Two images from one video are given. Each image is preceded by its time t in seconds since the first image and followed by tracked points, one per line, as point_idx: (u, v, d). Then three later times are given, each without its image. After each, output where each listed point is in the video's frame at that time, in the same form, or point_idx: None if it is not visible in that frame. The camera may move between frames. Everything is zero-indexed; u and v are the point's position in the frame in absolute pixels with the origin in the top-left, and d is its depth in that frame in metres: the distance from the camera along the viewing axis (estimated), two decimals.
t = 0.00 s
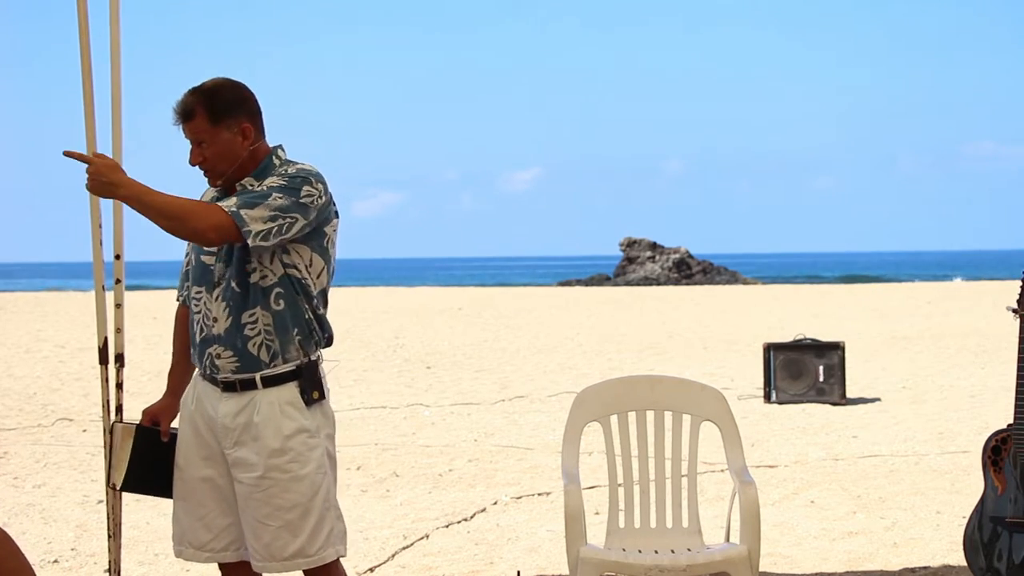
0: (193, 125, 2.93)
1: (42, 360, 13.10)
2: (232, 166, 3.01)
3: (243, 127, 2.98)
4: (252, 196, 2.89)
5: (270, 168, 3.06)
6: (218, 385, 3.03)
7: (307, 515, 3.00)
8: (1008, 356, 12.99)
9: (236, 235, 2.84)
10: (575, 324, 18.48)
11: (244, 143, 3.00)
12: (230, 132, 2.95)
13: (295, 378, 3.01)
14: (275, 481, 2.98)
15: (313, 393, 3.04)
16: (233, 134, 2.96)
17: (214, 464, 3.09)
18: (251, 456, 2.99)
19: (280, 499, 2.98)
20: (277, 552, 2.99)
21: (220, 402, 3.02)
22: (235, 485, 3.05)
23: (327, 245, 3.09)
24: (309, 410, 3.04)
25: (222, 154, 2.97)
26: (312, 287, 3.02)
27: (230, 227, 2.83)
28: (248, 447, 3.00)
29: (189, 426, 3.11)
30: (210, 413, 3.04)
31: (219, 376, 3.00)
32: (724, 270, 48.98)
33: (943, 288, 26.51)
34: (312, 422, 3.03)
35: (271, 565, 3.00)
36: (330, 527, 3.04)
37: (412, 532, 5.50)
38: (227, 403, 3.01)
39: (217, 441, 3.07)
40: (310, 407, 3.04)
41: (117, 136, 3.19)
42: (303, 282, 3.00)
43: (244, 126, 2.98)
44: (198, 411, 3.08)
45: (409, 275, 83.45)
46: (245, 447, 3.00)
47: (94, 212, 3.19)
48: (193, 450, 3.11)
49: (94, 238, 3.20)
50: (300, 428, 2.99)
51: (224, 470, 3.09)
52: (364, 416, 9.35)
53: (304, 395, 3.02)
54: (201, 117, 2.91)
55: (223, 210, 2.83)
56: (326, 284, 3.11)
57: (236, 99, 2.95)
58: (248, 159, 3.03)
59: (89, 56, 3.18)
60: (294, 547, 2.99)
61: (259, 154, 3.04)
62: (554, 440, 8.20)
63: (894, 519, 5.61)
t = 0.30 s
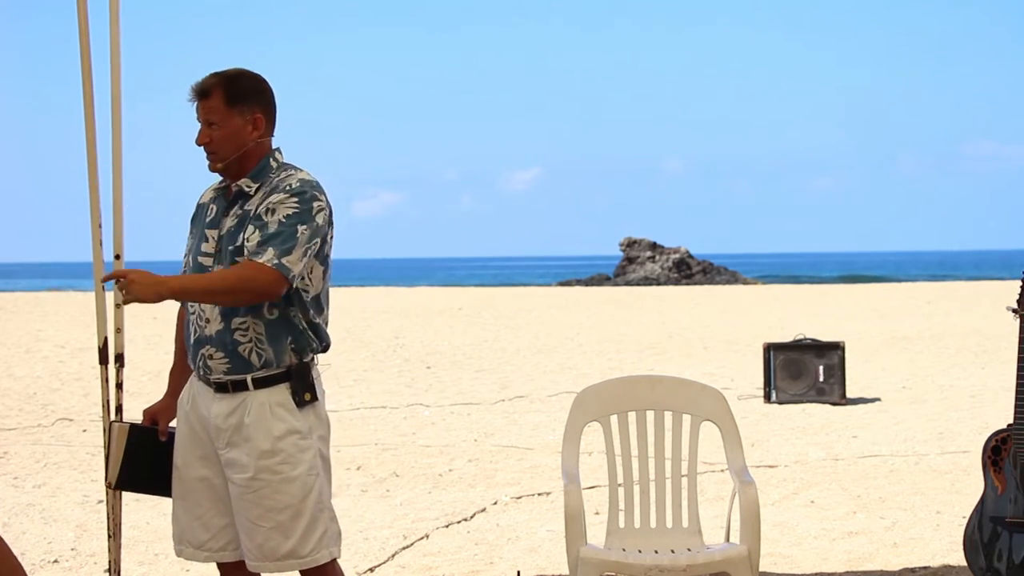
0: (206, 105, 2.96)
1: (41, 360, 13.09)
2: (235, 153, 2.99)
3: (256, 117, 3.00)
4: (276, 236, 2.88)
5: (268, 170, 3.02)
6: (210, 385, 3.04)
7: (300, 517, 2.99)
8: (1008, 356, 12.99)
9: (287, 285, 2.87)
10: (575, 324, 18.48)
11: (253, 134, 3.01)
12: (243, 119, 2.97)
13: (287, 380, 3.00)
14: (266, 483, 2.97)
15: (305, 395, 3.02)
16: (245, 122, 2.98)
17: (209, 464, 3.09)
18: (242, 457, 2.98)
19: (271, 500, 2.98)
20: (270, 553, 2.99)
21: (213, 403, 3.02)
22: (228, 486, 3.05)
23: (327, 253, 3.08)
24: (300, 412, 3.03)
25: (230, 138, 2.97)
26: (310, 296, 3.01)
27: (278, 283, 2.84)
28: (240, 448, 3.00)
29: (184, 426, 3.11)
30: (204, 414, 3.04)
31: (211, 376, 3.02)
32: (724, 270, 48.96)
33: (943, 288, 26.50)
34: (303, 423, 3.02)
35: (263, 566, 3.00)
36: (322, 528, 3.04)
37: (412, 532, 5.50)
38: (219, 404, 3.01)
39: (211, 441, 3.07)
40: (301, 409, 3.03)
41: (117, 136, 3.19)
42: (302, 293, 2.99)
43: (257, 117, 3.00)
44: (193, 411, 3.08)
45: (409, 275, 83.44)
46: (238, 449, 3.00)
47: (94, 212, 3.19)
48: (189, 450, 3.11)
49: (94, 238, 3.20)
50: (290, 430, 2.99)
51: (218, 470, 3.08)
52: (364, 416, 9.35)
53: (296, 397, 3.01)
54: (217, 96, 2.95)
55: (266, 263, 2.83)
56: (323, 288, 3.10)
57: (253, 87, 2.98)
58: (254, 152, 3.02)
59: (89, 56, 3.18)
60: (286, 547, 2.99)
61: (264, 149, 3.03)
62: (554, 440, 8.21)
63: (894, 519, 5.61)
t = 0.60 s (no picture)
0: (201, 100, 2.97)
1: (41, 360, 13.08)
2: (227, 153, 2.98)
3: (250, 118, 3.00)
4: (323, 262, 2.89)
5: (264, 172, 2.99)
6: (219, 386, 3.02)
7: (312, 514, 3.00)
8: (1008, 356, 12.98)
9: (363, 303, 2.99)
10: (576, 324, 18.47)
11: (246, 135, 3.01)
12: (237, 118, 2.98)
13: (298, 377, 3.03)
14: (279, 478, 2.97)
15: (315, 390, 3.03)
16: (239, 121, 2.98)
17: (214, 465, 3.08)
18: (253, 456, 2.98)
19: (283, 496, 2.98)
20: (281, 550, 2.99)
21: (221, 403, 3.01)
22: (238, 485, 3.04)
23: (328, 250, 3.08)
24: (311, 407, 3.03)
25: (222, 136, 2.97)
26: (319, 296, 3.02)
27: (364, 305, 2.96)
28: (251, 446, 2.99)
29: (189, 426, 3.09)
30: (212, 414, 3.03)
31: (219, 378, 3.00)
32: (724, 270, 48.95)
33: (943, 288, 26.51)
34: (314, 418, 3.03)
35: (275, 563, 2.99)
36: (332, 523, 3.05)
37: (412, 532, 5.50)
38: (229, 404, 3.00)
39: (218, 440, 3.06)
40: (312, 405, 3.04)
41: (117, 136, 3.19)
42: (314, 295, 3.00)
43: (252, 118, 3.00)
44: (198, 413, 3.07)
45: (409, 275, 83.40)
46: (248, 448, 2.99)
47: (94, 212, 3.19)
48: (194, 450, 3.09)
49: (94, 238, 3.20)
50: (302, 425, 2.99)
51: (225, 469, 3.08)
52: (363, 416, 9.34)
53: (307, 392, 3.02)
54: (214, 93, 2.96)
55: (350, 302, 2.90)
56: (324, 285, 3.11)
57: (251, 88, 2.99)
58: (247, 152, 3.01)
59: (89, 55, 3.18)
60: (299, 543, 2.99)
61: (258, 150, 3.01)
62: (554, 440, 8.21)
63: (894, 519, 5.61)
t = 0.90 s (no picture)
0: (208, 98, 2.96)
1: (41, 360, 13.09)
2: (237, 152, 2.98)
3: (259, 116, 3.01)
4: (355, 255, 2.98)
5: (276, 170, 3.01)
6: (243, 387, 3.02)
7: (347, 504, 3.07)
8: (1008, 356, 12.98)
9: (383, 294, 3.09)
10: (576, 324, 18.47)
11: (254, 133, 3.01)
12: (246, 117, 2.98)
13: (320, 370, 3.05)
14: (318, 471, 3.03)
15: (339, 381, 3.09)
16: (248, 120, 2.98)
17: (236, 467, 3.08)
18: (289, 451, 3.01)
19: (322, 488, 3.03)
20: (324, 541, 3.04)
21: (248, 402, 3.01)
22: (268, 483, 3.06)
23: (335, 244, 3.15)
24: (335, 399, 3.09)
25: (232, 135, 2.97)
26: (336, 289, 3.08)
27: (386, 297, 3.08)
28: (284, 443, 3.02)
29: (208, 430, 3.07)
30: (237, 414, 3.02)
31: (244, 378, 3.00)
32: (724, 270, 48.96)
33: (943, 288, 26.51)
34: (341, 410, 3.09)
35: (317, 555, 3.03)
36: (364, 512, 3.12)
37: (412, 532, 5.50)
38: (256, 402, 3.00)
39: (242, 441, 3.06)
40: (336, 396, 3.09)
41: (117, 136, 3.19)
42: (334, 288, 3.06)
43: (260, 116, 3.01)
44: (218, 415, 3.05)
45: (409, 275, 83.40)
46: (281, 445, 3.01)
47: (94, 212, 3.19)
48: (213, 454, 3.08)
49: (94, 238, 3.20)
50: (334, 417, 3.05)
51: (248, 469, 3.09)
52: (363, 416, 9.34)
53: (331, 384, 3.07)
54: (222, 92, 2.95)
55: (380, 294, 3.01)
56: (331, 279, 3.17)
57: (259, 86, 3.00)
58: (256, 151, 3.01)
59: (88, 56, 3.17)
60: (341, 532, 3.05)
61: (267, 148, 3.03)
62: (554, 440, 8.21)
63: (894, 519, 5.61)
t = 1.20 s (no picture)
0: (292, 97, 2.95)
1: (41, 360, 13.10)
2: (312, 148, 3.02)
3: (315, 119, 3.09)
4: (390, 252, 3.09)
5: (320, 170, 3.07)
6: (279, 382, 3.01)
7: (369, 501, 3.14)
8: (1008, 356, 12.99)
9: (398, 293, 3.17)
10: (576, 324, 18.47)
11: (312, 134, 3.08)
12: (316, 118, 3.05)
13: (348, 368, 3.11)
14: (348, 470, 3.08)
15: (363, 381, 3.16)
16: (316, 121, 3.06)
17: (265, 466, 3.07)
18: (324, 450, 3.05)
19: (351, 487, 3.09)
20: (349, 540, 3.10)
21: (283, 399, 3.01)
22: (299, 482, 3.08)
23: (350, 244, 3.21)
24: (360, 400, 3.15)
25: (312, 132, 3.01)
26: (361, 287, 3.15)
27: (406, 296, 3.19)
28: (319, 441, 3.05)
29: (238, 427, 3.04)
30: (272, 414, 3.02)
31: (282, 373, 3.00)
32: (724, 270, 48.96)
33: (943, 288, 26.50)
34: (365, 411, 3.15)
35: (343, 554, 3.09)
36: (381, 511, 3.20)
37: (412, 532, 5.50)
38: (292, 399, 3.01)
39: (273, 439, 3.06)
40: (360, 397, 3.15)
41: (117, 137, 3.19)
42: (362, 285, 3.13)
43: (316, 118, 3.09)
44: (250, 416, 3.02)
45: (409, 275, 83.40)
46: (315, 443, 3.05)
47: (94, 212, 3.19)
48: (243, 452, 3.05)
49: (94, 238, 3.20)
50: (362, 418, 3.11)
51: (277, 468, 3.08)
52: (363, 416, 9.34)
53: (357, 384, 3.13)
54: (306, 90, 2.99)
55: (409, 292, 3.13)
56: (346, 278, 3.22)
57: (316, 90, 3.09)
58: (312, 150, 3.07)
59: (89, 56, 3.17)
60: (364, 531, 3.12)
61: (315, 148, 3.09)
62: (554, 439, 8.21)
63: (894, 519, 5.61)
